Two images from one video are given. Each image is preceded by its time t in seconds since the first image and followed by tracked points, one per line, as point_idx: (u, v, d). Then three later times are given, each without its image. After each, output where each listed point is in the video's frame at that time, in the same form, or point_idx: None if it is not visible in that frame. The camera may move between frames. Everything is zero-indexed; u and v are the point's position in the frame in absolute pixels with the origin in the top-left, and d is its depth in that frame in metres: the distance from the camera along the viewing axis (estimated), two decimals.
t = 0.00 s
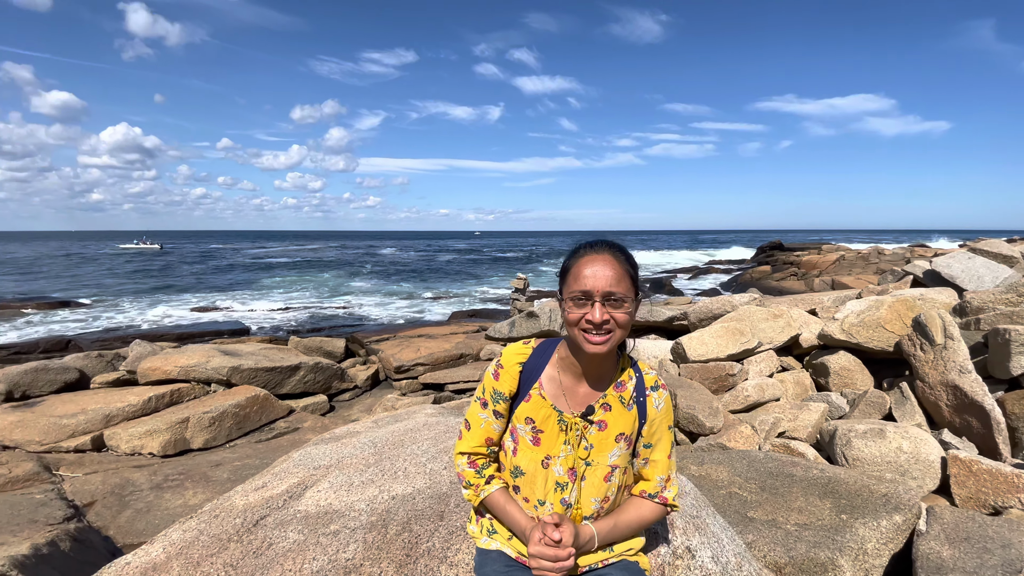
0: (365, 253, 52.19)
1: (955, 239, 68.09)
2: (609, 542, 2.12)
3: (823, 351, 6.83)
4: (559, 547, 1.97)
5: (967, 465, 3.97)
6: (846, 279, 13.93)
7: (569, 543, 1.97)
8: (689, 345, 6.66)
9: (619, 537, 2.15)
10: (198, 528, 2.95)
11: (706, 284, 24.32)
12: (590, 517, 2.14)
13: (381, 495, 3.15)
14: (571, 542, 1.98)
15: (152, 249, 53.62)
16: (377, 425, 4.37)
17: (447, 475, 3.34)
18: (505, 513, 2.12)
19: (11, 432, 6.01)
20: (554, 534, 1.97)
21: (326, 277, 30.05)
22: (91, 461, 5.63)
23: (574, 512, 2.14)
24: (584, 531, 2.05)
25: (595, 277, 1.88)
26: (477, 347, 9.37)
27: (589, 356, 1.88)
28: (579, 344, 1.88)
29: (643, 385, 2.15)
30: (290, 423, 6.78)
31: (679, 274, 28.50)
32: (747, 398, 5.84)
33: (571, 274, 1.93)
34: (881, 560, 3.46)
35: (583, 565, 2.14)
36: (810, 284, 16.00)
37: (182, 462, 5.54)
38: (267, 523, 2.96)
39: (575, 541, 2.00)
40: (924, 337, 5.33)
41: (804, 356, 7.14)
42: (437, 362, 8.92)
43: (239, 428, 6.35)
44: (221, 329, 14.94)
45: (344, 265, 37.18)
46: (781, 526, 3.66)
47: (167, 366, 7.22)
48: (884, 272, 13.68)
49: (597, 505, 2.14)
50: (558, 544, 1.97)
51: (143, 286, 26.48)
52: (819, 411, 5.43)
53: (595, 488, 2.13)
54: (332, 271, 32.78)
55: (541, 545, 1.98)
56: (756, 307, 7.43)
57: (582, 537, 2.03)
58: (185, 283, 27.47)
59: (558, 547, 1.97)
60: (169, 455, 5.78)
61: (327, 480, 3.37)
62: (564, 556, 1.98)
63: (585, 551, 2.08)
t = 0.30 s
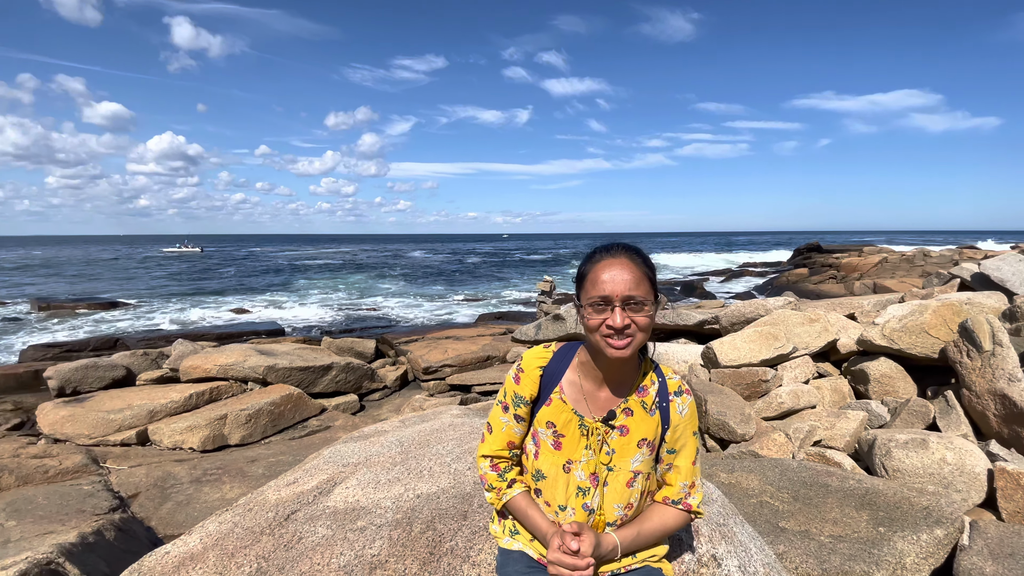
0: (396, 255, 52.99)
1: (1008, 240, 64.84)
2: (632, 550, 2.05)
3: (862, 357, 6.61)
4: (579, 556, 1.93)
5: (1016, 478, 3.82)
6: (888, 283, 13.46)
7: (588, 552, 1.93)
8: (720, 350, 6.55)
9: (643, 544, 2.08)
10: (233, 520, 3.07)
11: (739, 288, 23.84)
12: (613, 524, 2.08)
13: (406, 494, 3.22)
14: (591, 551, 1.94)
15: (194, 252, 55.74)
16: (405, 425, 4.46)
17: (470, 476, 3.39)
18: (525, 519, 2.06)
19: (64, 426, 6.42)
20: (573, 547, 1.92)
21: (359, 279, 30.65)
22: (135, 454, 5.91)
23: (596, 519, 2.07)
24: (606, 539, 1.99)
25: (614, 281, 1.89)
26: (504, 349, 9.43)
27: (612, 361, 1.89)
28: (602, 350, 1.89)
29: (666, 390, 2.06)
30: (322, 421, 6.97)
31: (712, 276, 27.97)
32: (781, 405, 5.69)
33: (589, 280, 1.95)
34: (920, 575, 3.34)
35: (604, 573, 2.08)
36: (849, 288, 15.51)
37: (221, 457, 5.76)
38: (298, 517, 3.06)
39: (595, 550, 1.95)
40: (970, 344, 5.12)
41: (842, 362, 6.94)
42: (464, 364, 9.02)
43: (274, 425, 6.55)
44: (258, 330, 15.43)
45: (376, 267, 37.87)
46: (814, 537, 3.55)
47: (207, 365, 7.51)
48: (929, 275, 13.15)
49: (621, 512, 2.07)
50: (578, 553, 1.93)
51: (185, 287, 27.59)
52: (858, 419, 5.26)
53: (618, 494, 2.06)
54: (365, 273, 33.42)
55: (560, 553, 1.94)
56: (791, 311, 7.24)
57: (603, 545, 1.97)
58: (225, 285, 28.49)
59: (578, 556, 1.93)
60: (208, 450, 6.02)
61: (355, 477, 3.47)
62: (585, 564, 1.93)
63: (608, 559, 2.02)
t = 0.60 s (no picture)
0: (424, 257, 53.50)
1: None
2: (650, 556, 2.05)
3: (901, 362, 6.41)
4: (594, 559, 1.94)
5: None
6: (929, 286, 12.97)
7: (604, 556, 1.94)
8: (751, 353, 6.40)
9: (661, 551, 2.08)
10: (263, 513, 3.18)
11: (771, 290, 23.30)
12: (631, 530, 2.08)
13: (430, 491, 3.29)
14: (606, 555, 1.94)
15: (230, 254, 57.58)
16: (430, 423, 4.54)
17: (493, 475, 3.44)
18: (542, 522, 2.09)
19: (108, 420, 6.73)
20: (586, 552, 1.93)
21: (387, 280, 31.08)
22: (174, 448, 6.16)
23: (614, 525, 2.08)
24: (622, 545, 1.99)
25: (626, 284, 1.91)
26: (529, 351, 9.47)
27: (627, 365, 1.90)
28: (616, 354, 1.90)
29: (683, 394, 2.06)
30: (350, 419, 7.13)
31: (743, 278, 27.42)
32: (814, 410, 5.58)
33: (601, 283, 1.97)
34: None
35: None
36: (888, 291, 14.99)
37: (254, 452, 5.95)
38: (325, 512, 3.15)
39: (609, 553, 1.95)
40: (1017, 349, 4.93)
41: (880, 367, 6.75)
42: (489, 365, 9.10)
43: (304, 422, 6.72)
44: (290, 329, 15.82)
45: (404, 268, 38.32)
46: (848, 548, 3.47)
47: (241, 363, 7.76)
48: (974, 277, 12.62)
49: (639, 518, 2.07)
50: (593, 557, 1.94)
51: (221, 288, 28.45)
52: (897, 427, 5.15)
53: (635, 500, 2.07)
54: (393, 274, 33.87)
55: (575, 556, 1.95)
56: (825, 314, 7.08)
57: (619, 550, 1.97)
58: (259, 285, 29.27)
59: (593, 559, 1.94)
60: (242, 445, 6.23)
61: (381, 474, 3.55)
62: (600, 566, 1.94)
63: (624, 564, 2.03)
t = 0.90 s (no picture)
0: (448, 258, 53.87)
1: None
2: (669, 559, 2.03)
3: (939, 368, 6.23)
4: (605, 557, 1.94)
5: None
6: (969, 288, 12.53)
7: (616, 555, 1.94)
8: (781, 357, 6.27)
9: (680, 553, 2.06)
10: (290, 508, 3.28)
11: (800, 292, 22.78)
12: (650, 532, 2.06)
13: (451, 490, 3.34)
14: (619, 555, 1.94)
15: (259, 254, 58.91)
16: (452, 423, 4.60)
17: (513, 476, 3.47)
18: (559, 523, 2.11)
19: (145, 414, 6.98)
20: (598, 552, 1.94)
21: (412, 281, 31.42)
22: (206, 443, 6.36)
23: (632, 527, 2.07)
24: (640, 546, 1.98)
25: (640, 283, 1.92)
26: (551, 352, 9.48)
27: (642, 365, 1.91)
28: (631, 354, 1.92)
29: (702, 395, 2.05)
30: (375, 417, 7.26)
31: (772, 279, 26.87)
32: (846, 416, 5.45)
33: (616, 282, 1.98)
34: None
35: None
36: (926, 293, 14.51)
37: (282, 448, 6.11)
38: (349, 508, 3.23)
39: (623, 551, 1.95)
40: None
41: (916, 372, 6.56)
42: (511, 365, 9.15)
43: (330, 420, 6.87)
44: (316, 328, 16.13)
45: (429, 268, 38.68)
46: (882, 558, 3.35)
47: (270, 360, 7.96)
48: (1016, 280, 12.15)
49: (657, 520, 2.05)
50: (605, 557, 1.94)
51: (252, 288, 29.18)
52: (935, 435, 5.00)
53: (654, 501, 2.05)
54: (417, 275, 34.19)
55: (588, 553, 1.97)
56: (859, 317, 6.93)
57: (636, 552, 1.97)
58: (287, 285, 29.91)
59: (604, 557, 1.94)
60: (271, 441, 6.39)
61: (403, 472, 3.62)
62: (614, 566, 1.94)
63: (643, 566, 2.01)
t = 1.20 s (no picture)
0: (468, 258, 54.09)
1: None
2: (692, 565, 1.98)
3: (976, 373, 6.03)
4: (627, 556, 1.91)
5: None
6: (1009, 291, 12.07)
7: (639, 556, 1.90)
8: (808, 360, 6.10)
9: (704, 559, 2.00)
10: (312, 505, 3.31)
11: (828, 293, 22.26)
12: (672, 535, 2.02)
13: (470, 490, 3.34)
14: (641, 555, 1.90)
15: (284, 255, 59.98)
16: (472, 423, 4.61)
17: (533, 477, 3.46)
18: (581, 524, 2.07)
19: (174, 410, 7.15)
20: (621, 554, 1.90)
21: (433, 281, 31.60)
22: (233, 438, 6.49)
23: (654, 530, 2.03)
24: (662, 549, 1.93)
25: (662, 282, 1.90)
26: (571, 353, 9.45)
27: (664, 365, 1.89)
28: (653, 354, 1.89)
29: (728, 397, 2.01)
30: (396, 416, 7.32)
31: (798, 280, 26.33)
32: (877, 423, 5.32)
33: (638, 282, 1.96)
34: None
35: None
36: (964, 296, 14.02)
37: (305, 445, 6.20)
38: (370, 506, 3.25)
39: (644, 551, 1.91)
40: None
41: (952, 378, 6.36)
42: (530, 366, 9.14)
43: (352, 418, 6.95)
44: (339, 328, 16.33)
45: (450, 269, 38.87)
46: (914, 571, 3.25)
47: (295, 359, 8.10)
48: None
49: (680, 524, 2.02)
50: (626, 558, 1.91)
51: (277, 288, 29.73)
52: (971, 443, 4.84)
53: (676, 505, 2.01)
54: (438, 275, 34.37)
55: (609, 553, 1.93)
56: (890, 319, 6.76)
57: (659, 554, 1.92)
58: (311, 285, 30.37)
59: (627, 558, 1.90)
60: (295, 438, 6.48)
61: (423, 471, 3.64)
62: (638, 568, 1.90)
63: (665, 570, 1.96)
